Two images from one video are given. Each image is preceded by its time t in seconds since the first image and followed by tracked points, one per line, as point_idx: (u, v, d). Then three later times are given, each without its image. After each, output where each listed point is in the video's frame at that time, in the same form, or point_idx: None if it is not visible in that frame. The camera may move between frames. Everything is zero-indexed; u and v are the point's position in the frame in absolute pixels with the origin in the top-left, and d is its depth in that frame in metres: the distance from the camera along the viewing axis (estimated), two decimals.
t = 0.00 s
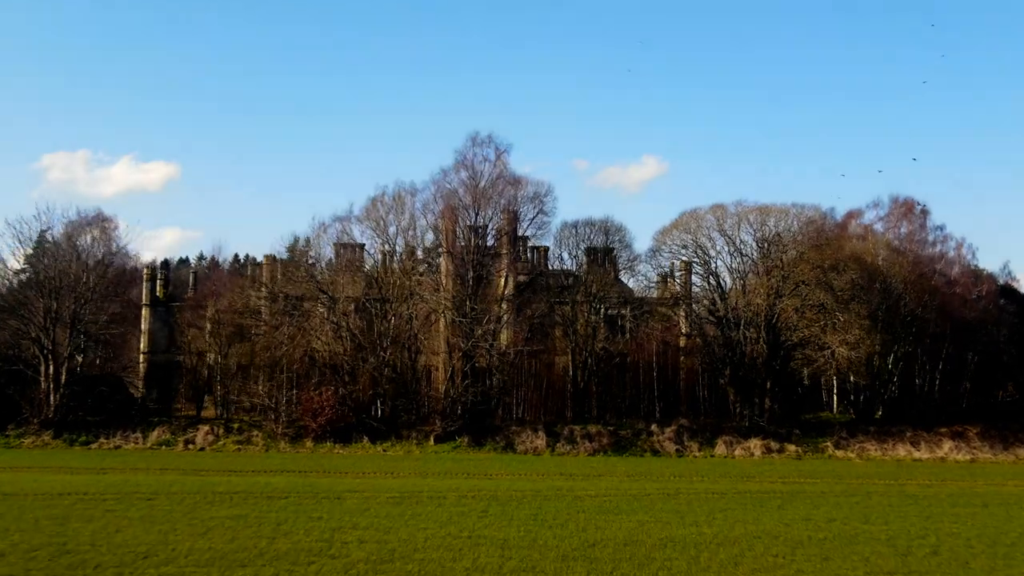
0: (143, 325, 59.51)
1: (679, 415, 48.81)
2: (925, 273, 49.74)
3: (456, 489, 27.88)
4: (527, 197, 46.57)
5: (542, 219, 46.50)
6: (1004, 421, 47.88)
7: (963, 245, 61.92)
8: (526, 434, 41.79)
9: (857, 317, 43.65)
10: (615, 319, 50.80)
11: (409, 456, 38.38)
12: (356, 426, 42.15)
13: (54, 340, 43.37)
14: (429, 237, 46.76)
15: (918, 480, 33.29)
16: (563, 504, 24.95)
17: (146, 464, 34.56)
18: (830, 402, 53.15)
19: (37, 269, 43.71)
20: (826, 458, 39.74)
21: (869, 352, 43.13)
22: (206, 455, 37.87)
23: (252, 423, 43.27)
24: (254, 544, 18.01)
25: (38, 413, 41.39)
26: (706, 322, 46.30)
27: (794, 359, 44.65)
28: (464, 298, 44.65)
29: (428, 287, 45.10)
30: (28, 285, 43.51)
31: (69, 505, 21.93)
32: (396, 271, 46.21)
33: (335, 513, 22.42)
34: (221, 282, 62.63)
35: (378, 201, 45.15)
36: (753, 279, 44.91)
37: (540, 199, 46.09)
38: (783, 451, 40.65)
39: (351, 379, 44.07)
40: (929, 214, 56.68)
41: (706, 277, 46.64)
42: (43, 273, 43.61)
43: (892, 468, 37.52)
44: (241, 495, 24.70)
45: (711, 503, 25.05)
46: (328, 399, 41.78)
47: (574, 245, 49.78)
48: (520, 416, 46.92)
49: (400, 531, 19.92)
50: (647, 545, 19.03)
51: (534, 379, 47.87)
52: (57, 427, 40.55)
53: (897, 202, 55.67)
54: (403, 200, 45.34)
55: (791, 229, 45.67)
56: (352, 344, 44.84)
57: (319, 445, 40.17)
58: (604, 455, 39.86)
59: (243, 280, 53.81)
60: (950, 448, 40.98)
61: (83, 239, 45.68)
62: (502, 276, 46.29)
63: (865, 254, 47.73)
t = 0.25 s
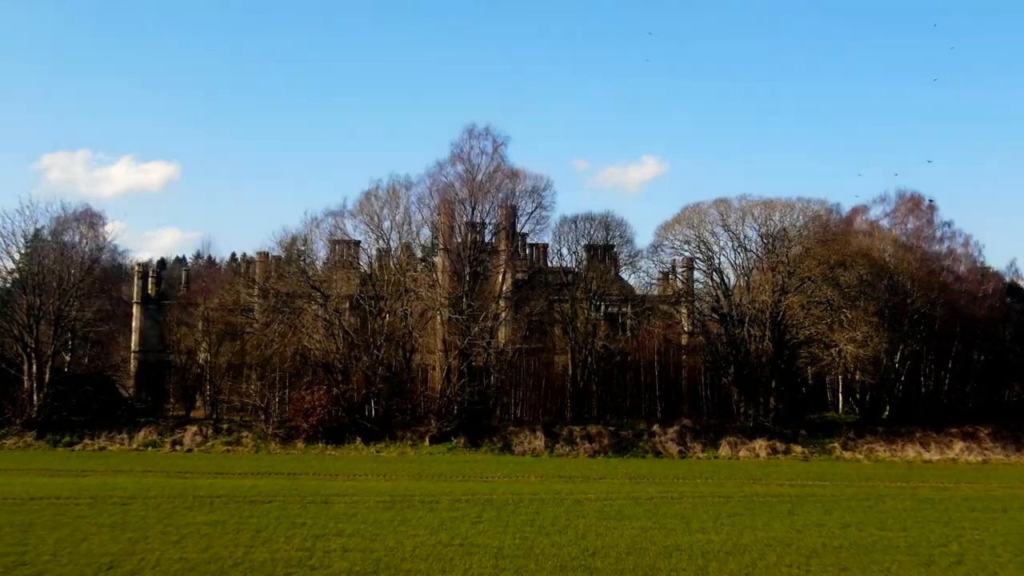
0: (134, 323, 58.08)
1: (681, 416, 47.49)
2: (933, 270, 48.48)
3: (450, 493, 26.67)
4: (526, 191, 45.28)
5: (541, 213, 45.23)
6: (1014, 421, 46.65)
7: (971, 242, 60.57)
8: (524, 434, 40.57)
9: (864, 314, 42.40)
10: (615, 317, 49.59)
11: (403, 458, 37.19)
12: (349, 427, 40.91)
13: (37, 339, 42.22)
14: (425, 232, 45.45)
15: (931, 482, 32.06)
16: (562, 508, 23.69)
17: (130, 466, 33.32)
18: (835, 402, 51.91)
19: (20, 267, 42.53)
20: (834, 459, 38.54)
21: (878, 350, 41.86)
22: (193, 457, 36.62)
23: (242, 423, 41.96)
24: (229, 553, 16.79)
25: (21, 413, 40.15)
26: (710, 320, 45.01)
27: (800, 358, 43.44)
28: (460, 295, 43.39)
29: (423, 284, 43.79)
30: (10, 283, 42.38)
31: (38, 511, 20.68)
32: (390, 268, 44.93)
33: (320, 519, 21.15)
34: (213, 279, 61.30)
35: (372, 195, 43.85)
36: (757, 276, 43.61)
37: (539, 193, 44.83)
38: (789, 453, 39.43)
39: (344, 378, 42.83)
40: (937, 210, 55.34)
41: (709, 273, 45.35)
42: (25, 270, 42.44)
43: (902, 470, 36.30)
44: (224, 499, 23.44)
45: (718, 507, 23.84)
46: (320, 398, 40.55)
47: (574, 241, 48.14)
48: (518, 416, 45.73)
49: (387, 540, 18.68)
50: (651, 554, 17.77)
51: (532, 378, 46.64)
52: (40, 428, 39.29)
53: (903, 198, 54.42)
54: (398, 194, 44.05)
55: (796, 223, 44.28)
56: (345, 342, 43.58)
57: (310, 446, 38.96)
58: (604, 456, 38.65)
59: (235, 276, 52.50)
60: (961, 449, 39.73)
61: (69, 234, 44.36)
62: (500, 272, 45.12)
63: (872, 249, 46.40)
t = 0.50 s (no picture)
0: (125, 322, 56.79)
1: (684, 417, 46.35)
2: (942, 266, 47.26)
3: (443, 497, 25.48)
4: (524, 185, 44.02)
5: (539, 208, 43.99)
6: None
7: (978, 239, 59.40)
8: (522, 435, 39.34)
9: (872, 312, 41.15)
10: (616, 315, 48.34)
11: (397, 459, 35.97)
12: (342, 427, 39.69)
13: (20, 337, 41.09)
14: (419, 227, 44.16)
15: (945, 485, 30.83)
16: (560, 514, 22.45)
17: (112, 467, 32.07)
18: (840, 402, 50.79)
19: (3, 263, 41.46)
20: (842, 461, 37.36)
21: (887, 348, 40.62)
22: (180, 458, 35.41)
23: (231, 424, 40.65)
24: (200, 564, 15.58)
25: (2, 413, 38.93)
26: (713, 317, 43.84)
27: (806, 356, 42.25)
28: (457, 291, 42.20)
29: (418, 281, 42.47)
30: None
31: (2, 516, 19.42)
32: (385, 264, 43.66)
33: (304, 525, 19.92)
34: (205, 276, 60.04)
35: (366, 189, 42.55)
36: (763, 271, 42.23)
37: (537, 187, 43.61)
38: (796, 454, 38.25)
39: (336, 377, 41.58)
40: (944, 205, 54.12)
41: (712, 270, 44.18)
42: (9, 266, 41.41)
43: (913, 472, 35.08)
44: (203, 504, 22.20)
45: (725, 512, 22.63)
46: (312, 398, 39.33)
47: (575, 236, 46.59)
48: (516, 417, 44.61)
49: (373, 548, 17.45)
50: (656, 564, 16.56)
51: (531, 377, 45.46)
52: (22, 428, 38.06)
53: (910, 193, 53.20)
54: (393, 188, 42.78)
55: (802, 218, 42.95)
56: (338, 341, 42.33)
57: (302, 447, 37.75)
58: (605, 458, 37.43)
59: (226, 274, 51.26)
60: (972, 450, 38.46)
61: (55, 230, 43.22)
62: (497, 269, 43.92)
63: (880, 245, 45.11)
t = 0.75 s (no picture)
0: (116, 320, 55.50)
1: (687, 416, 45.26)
2: (951, 263, 46.07)
3: (437, 500, 24.29)
4: (522, 179, 42.75)
5: (538, 202, 42.76)
6: None
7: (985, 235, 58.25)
8: (520, 436, 38.14)
9: (881, 309, 39.93)
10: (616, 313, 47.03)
11: (391, 461, 34.77)
12: (334, 427, 38.47)
13: None
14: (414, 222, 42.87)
15: (960, 488, 29.61)
16: (559, 520, 21.21)
17: (93, 469, 30.81)
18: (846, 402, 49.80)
19: None
20: (850, 463, 36.20)
21: (897, 346, 39.37)
22: (165, 460, 34.19)
23: (219, 424, 39.26)
24: None
25: None
26: (716, 314, 42.77)
27: (813, 355, 41.01)
28: (453, 288, 41.05)
29: (412, 278, 41.24)
30: None
31: None
32: (379, 260, 42.39)
33: (285, 532, 18.68)
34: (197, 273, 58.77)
35: (359, 181, 41.20)
36: (771, 267, 40.86)
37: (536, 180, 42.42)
38: (802, 456, 37.10)
39: (328, 376, 40.33)
40: (952, 201, 52.92)
41: (716, 265, 42.96)
42: None
43: (924, 474, 33.87)
44: (181, 509, 20.95)
45: (733, 518, 21.43)
46: (303, 398, 38.18)
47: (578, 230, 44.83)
48: (515, 417, 43.54)
49: (357, 558, 16.26)
50: None
51: (530, 376, 44.35)
52: (4, 429, 36.85)
53: (918, 188, 52.02)
54: (387, 180, 41.45)
55: (809, 212, 41.40)
56: (330, 339, 41.09)
57: (292, 448, 36.56)
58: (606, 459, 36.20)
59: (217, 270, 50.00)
60: (985, 452, 37.18)
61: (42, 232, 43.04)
62: (494, 264, 42.66)
63: (888, 241, 43.88)
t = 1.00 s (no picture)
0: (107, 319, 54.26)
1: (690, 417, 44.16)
2: (961, 259, 44.88)
3: (429, 505, 23.11)
4: (520, 172, 41.53)
5: (537, 196, 41.57)
6: None
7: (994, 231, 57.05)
8: (518, 436, 36.95)
9: (891, 305, 38.72)
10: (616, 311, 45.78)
11: (384, 462, 33.60)
12: (326, 428, 37.27)
13: None
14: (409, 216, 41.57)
15: (976, 491, 28.40)
16: (557, 526, 20.00)
17: (73, 472, 29.56)
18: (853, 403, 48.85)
19: None
20: (859, 464, 35.06)
21: (907, 344, 38.13)
22: (151, 461, 33.00)
23: (208, 425, 37.96)
24: None
25: None
26: (721, 312, 41.63)
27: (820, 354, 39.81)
28: (450, 284, 39.90)
29: (407, 274, 40.02)
30: None
31: None
32: (373, 255, 41.11)
33: (263, 540, 17.46)
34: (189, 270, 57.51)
35: (352, 174, 39.95)
36: (777, 262, 39.67)
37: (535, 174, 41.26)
38: (809, 457, 35.95)
39: (320, 375, 39.03)
40: (961, 196, 51.73)
41: (720, 261, 41.79)
42: None
43: (937, 476, 32.66)
44: (157, 515, 19.72)
45: (741, 524, 20.28)
46: (294, 397, 36.78)
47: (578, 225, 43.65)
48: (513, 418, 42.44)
49: (339, 569, 15.06)
50: None
51: (528, 375, 43.21)
52: None
53: (925, 183, 50.87)
54: (381, 173, 40.21)
55: (816, 206, 40.24)
56: (323, 337, 39.83)
57: (283, 449, 35.37)
58: (607, 460, 35.03)
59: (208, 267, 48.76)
60: (998, 452, 35.95)
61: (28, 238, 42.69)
62: (492, 259, 41.32)
63: (897, 236, 42.71)
